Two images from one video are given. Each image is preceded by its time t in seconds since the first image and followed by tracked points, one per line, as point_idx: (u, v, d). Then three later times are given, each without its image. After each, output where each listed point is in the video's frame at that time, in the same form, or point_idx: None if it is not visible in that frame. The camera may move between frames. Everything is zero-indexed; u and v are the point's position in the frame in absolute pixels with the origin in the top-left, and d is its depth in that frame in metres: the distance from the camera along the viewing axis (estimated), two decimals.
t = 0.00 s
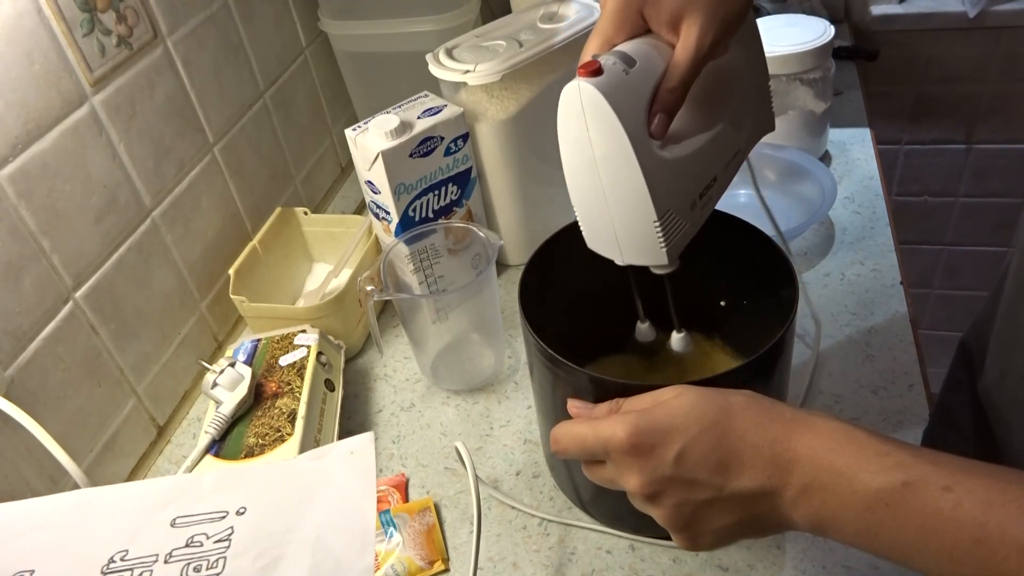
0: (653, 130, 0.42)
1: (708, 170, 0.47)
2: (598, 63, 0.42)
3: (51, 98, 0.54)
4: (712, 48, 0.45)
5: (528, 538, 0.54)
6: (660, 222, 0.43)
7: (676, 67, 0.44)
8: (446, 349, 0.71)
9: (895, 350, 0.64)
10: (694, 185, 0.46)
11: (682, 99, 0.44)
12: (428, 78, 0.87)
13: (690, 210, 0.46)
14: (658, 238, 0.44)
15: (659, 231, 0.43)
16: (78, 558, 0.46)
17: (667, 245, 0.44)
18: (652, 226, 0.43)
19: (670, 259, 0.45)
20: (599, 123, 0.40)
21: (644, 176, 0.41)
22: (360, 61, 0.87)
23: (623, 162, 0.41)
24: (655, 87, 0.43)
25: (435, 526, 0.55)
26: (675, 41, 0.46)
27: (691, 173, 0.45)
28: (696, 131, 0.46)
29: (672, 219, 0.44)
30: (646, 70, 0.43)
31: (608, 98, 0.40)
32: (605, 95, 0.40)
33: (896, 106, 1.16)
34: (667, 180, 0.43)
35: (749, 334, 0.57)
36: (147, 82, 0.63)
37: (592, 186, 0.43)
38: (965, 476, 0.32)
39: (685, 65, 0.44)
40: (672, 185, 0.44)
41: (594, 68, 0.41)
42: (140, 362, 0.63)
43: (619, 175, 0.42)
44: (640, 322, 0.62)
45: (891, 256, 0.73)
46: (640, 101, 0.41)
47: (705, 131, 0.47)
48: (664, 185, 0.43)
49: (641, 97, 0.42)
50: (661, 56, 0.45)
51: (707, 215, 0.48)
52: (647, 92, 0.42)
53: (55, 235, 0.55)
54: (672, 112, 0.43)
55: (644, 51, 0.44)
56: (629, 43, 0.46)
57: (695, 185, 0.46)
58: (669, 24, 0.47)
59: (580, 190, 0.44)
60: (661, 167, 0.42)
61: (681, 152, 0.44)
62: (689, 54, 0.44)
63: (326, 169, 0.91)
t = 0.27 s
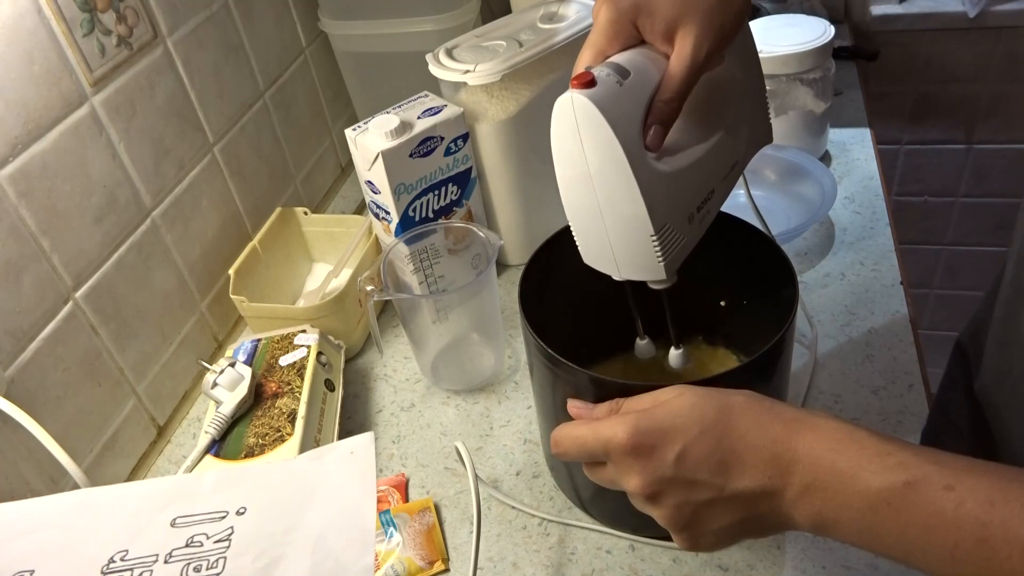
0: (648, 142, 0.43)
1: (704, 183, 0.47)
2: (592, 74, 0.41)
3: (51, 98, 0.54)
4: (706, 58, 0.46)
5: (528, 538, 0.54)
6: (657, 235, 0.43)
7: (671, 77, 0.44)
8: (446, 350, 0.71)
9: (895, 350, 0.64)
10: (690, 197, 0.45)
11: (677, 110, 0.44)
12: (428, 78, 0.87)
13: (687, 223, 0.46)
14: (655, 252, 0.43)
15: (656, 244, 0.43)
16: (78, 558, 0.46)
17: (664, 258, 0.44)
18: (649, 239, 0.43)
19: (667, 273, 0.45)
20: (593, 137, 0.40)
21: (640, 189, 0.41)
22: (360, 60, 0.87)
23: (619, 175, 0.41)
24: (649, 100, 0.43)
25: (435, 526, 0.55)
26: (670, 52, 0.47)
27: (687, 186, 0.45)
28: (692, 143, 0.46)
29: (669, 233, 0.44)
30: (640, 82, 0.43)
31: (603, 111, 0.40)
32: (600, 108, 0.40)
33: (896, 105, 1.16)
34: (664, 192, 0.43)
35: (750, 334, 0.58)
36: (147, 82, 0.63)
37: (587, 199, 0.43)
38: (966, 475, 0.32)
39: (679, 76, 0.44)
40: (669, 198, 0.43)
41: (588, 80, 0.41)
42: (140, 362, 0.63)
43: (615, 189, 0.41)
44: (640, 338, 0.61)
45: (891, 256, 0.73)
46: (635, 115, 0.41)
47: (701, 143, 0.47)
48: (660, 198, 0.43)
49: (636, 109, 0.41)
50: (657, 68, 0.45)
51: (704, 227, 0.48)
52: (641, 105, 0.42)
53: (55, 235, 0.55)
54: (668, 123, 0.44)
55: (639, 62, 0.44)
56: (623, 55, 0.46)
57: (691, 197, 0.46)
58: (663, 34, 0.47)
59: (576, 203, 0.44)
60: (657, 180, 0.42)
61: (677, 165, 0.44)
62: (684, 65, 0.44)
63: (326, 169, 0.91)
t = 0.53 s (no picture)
0: (652, 140, 0.42)
1: (709, 180, 0.47)
2: (596, 72, 0.41)
3: (51, 98, 0.54)
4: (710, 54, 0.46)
5: (528, 538, 0.54)
6: (661, 232, 0.43)
7: (676, 75, 0.44)
8: (446, 349, 0.71)
9: (895, 350, 0.64)
10: (695, 195, 0.46)
11: (682, 108, 0.44)
12: (428, 78, 0.87)
13: (691, 220, 0.46)
14: (659, 249, 0.44)
15: (660, 241, 0.43)
16: (78, 558, 0.46)
17: (668, 255, 0.44)
18: (653, 236, 0.43)
19: (671, 270, 0.45)
20: (597, 135, 0.40)
21: (644, 187, 0.41)
22: (360, 61, 0.87)
23: (623, 172, 0.41)
24: (654, 97, 0.43)
25: (435, 526, 0.55)
26: (674, 49, 0.47)
27: (692, 184, 0.45)
28: (697, 140, 0.46)
29: (674, 229, 0.44)
30: (644, 79, 0.43)
31: (606, 108, 0.40)
32: (604, 105, 0.40)
33: (896, 106, 1.16)
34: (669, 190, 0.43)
35: (750, 333, 0.58)
36: (147, 82, 0.63)
37: (591, 196, 0.43)
38: (965, 471, 0.32)
39: (683, 73, 0.44)
40: (673, 195, 0.43)
41: (592, 77, 0.41)
42: (140, 362, 0.63)
43: (619, 186, 0.42)
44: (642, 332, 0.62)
45: (890, 256, 0.73)
46: (639, 112, 0.41)
47: (706, 140, 0.47)
48: (665, 196, 0.43)
49: (641, 106, 0.42)
50: (661, 65, 0.45)
51: (709, 224, 0.48)
52: (646, 102, 0.42)
53: (55, 235, 0.55)
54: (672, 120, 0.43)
55: (643, 59, 0.44)
56: (627, 52, 0.46)
57: (695, 195, 0.46)
58: (667, 31, 0.47)
59: (579, 200, 0.44)
60: (662, 177, 0.42)
61: (682, 161, 0.44)
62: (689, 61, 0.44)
63: (326, 169, 0.91)
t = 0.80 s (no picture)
0: (659, 149, 0.43)
1: (716, 189, 0.47)
2: (603, 79, 0.41)
3: (51, 98, 0.54)
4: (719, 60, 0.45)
5: (528, 538, 0.54)
6: (669, 242, 0.43)
7: (683, 82, 0.44)
8: (447, 349, 0.71)
9: (895, 350, 0.64)
10: (702, 204, 0.46)
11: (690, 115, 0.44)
12: (428, 78, 0.87)
13: (699, 229, 0.46)
14: (667, 258, 0.44)
15: (668, 250, 0.43)
16: (78, 558, 0.46)
17: (676, 264, 0.44)
18: (661, 246, 0.43)
19: (680, 279, 0.45)
20: (605, 144, 0.40)
21: (652, 196, 0.41)
22: (360, 60, 0.86)
23: (632, 182, 0.41)
24: (661, 105, 0.43)
25: (435, 526, 0.55)
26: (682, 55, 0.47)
27: (699, 193, 0.45)
28: (703, 148, 0.46)
29: (682, 238, 0.44)
30: (652, 87, 0.43)
31: (615, 117, 0.40)
32: (612, 114, 0.39)
33: (896, 106, 1.16)
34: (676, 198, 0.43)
35: (751, 332, 0.58)
36: (147, 82, 0.63)
37: (599, 205, 0.43)
38: (963, 464, 0.32)
39: (692, 81, 0.44)
40: (681, 204, 0.43)
41: (600, 85, 0.41)
42: (140, 363, 0.63)
43: (626, 196, 0.42)
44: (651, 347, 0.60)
45: (891, 256, 0.73)
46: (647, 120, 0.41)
47: (712, 148, 0.47)
48: (672, 205, 0.43)
49: (649, 114, 0.42)
50: (669, 71, 0.45)
51: (717, 232, 0.48)
52: (654, 111, 0.42)
53: (55, 235, 0.55)
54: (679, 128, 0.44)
55: (650, 66, 0.44)
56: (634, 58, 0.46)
57: (702, 205, 0.46)
58: (675, 36, 0.47)
59: (587, 209, 0.44)
60: (670, 185, 0.42)
61: (690, 171, 0.44)
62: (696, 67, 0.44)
63: (326, 169, 0.91)
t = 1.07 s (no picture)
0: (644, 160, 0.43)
1: (703, 201, 0.47)
2: (587, 90, 0.41)
3: (51, 98, 0.54)
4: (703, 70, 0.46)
5: (528, 538, 0.54)
6: (655, 255, 0.43)
7: (669, 92, 0.44)
8: (447, 350, 0.70)
9: (895, 350, 0.64)
10: (689, 214, 0.45)
11: (674, 125, 0.45)
12: (428, 78, 0.87)
13: (687, 240, 0.45)
14: (654, 272, 0.43)
15: (654, 264, 0.43)
16: (78, 558, 0.46)
17: (663, 278, 0.44)
18: (647, 259, 0.43)
19: (666, 292, 0.45)
20: (588, 156, 0.40)
21: (637, 209, 0.41)
22: (360, 60, 0.86)
23: (616, 195, 0.41)
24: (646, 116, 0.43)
25: (435, 526, 0.55)
26: (666, 64, 0.47)
27: (687, 204, 0.45)
28: (689, 159, 0.46)
29: (668, 251, 0.44)
30: (637, 99, 0.43)
31: (597, 128, 0.39)
32: (595, 125, 0.39)
33: (896, 106, 1.16)
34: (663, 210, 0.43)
35: (750, 331, 0.58)
36: (147, 82, 0.63)
37: (584, 221, 0.43)
38: (964, 465, 0.32)
39: (676, 91, 0.44)
40: (667, 216, 0.43)
41: (583, 96, 0.41)
42: (140, 363, 0.63)
43: (610, 208, 0.41)
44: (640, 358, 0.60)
45: (891, 256, 0.73)
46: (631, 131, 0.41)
47: (698, 158, 0.47)
48: (658, 217, 0.42)
49: (632, 125, 0.41)
50: (653, 82, 0.45)
51: (706, 244, 0.48)
52: (638, 122, 0.42)
53: (55, 234, 0.55)
54: (664, 138, 0.45)
55: (635, 77, 0.44)
56: (617, 69, 0.46)
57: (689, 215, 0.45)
58: (659, 45, 0.47)
59: (572, 226, 0.44)
60: (655, 198, 0.42)
61: (676, 181, 0.44)
62: (681, 77, 0.44)
63: (326, 169, 0.91)
